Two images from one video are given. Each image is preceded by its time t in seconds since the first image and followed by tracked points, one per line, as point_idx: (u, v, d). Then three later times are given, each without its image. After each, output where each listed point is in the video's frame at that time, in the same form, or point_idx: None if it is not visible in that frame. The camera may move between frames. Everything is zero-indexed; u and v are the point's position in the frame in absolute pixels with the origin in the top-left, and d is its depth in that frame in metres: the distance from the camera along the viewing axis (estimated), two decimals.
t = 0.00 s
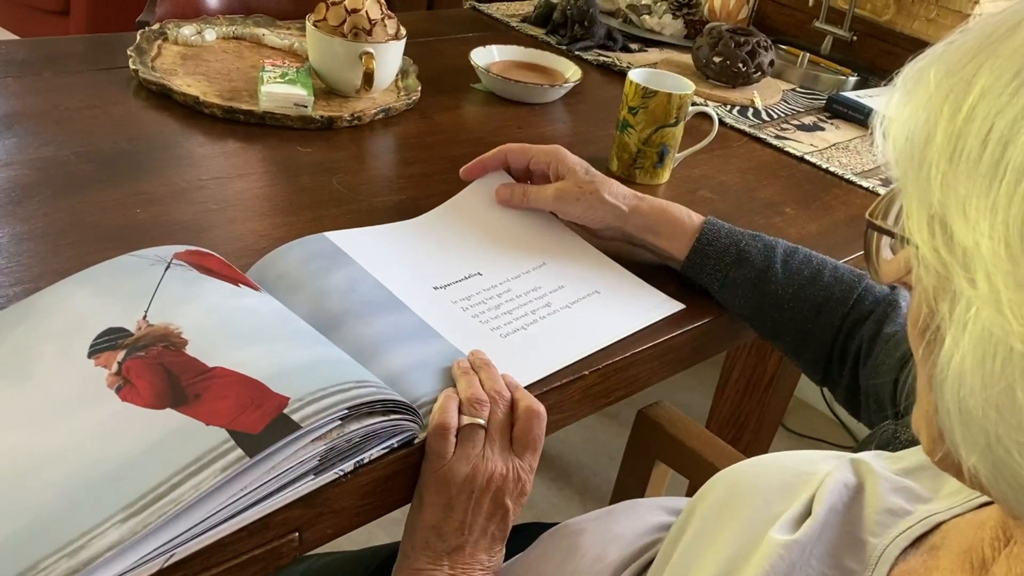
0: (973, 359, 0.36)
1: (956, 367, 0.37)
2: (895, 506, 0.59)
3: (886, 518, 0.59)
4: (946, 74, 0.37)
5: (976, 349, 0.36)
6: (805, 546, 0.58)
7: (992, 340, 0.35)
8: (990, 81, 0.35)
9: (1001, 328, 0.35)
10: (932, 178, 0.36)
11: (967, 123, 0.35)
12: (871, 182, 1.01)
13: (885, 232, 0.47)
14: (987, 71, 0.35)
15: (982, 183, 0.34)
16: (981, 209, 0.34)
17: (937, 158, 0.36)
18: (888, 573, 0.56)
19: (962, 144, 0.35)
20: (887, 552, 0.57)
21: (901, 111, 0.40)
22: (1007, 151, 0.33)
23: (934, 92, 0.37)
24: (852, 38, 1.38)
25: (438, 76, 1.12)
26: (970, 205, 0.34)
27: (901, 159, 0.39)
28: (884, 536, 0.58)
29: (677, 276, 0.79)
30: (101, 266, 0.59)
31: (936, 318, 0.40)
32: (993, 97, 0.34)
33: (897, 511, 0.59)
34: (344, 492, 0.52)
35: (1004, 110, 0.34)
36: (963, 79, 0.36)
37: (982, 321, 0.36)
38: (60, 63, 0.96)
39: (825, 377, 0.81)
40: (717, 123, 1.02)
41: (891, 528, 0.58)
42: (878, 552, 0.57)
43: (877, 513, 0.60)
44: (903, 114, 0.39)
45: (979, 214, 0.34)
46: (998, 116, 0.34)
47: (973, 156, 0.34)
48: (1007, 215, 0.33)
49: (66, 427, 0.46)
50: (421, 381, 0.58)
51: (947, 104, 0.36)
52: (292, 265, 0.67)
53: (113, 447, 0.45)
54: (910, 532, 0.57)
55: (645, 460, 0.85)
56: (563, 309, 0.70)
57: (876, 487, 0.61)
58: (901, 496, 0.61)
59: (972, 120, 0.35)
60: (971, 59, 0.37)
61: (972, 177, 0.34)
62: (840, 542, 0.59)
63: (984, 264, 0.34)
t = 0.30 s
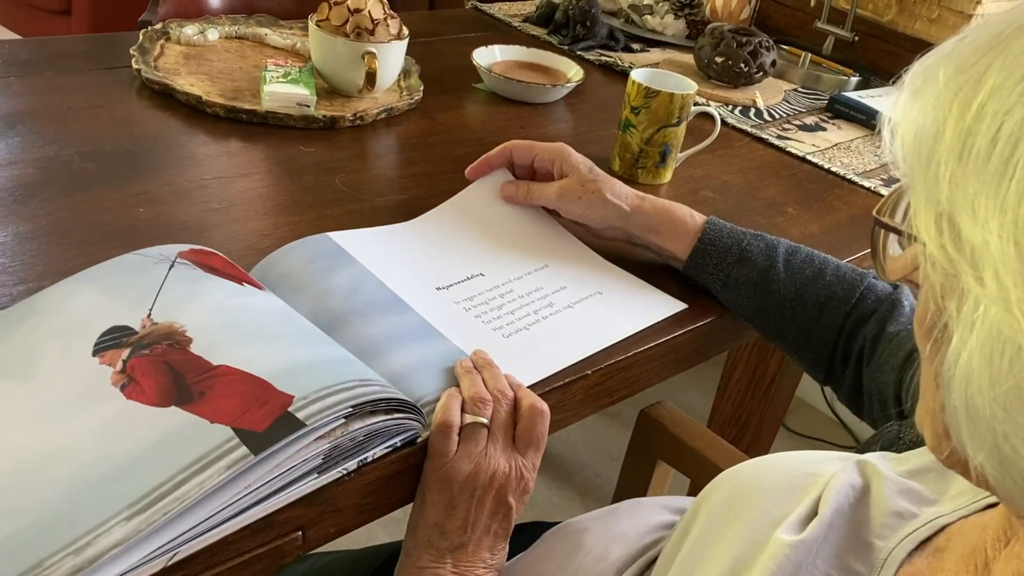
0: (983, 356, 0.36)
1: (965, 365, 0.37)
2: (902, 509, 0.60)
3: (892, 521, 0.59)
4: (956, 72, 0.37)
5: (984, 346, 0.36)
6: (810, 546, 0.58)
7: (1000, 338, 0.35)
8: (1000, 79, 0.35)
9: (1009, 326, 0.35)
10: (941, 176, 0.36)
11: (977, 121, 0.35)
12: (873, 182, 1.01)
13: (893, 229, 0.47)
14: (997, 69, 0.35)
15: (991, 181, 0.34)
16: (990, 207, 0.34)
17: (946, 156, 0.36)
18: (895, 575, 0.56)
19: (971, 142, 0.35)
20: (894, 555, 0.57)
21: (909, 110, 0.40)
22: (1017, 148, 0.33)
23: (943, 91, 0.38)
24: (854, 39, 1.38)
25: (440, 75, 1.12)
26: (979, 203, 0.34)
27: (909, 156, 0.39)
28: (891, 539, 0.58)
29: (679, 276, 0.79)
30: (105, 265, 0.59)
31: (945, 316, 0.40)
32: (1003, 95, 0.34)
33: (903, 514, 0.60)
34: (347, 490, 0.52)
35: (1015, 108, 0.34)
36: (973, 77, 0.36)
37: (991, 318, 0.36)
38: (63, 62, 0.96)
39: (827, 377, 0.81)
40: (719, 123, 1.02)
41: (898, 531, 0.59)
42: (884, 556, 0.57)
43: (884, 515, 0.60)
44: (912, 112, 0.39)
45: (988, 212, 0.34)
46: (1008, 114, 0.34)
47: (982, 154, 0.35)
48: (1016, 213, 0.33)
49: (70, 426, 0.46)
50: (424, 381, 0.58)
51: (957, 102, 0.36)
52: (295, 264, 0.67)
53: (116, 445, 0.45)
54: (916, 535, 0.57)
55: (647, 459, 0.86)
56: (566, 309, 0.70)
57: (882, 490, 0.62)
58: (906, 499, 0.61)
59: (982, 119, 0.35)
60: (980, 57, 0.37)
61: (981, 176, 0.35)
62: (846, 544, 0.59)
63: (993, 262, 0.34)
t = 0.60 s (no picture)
0: (980, 363, 0.36)
1: (962, 371, 0.37)
2: (901, 511, 0.60)
3: (892, 523, 0.60)
4: (943, 75, 0.38)
5: (981, 352, 0.36)
6: (810, 547, 0.58)
7: (997, 343, 0.35)
8: (989, 82, 0.35)
9: (1007, 331, 0.35)
10: (933, 180, 0.36)
11: (968, 125, 0.35)
12: (873, 182, 1.01)
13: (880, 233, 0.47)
14: (985, 72, 0.35)
15: (985, 184, 0.34)
16: (984, 211, 0.34)
17: (937, 160, 0.36)
18: None
19: (963, 146, 0.35)
20: (892, 557, 0.57)
21: (897, 114, 0.40)
22: (1009, 152, 0.33)
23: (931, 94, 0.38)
24: (854, 38, 1.38)
25: (441, 75, 1.12)
26: (973, 207, 0.34)
27: (899, 160, 0.39)
28: (890, 541, 0.58)
29: (678, 276, 0.79)
30: (106, 263, 0.59)
31: (938, 321, 0.40)
32: (992, 99, 0.35)
33: (903, 516, 0.60)
34: (348, 489, 0.52)
35: (1005, 112, 0.34)
36: (961, 80, 0.36)
37: (988, 323, 0.36)
38: (63, 61, 0.96)
39: (827, 376, 0.81)
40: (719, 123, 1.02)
41: (897, 533, 0.59)
42: (884, 556, 0.57)
43: (883, 517, 0.60)
44: (900, 115, 0.39)
45: (982, 216, 0.34)
46: (999, 118, 0.34)
47: (975, 157, 0.35)
48: (1012, 217, 0.33)
49: (71, 424, 0.46)
50: (423, 379, 0.58)
51: (945, 106, 0.36)
52: (296, 262, 0.67)
53: (118, 443, 0.45)
54: (915, 536, 0.57)
55: (647, 459, 0.86)
56: (566, 306, 0.70)
57: (882, 491, 0.62)
58: (907, 501, 0.61)
59: (972, 122, 0.35)
60: (968, 60, 0.37)
61: (975, 179, 0.34)
62: (846, 545, 0.59)
63: (989, 266, 0.34)
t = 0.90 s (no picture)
0: (977, 361, 0.36)
1: (961, 370, 0.38)
2: (904, 512, 0.60)
3: (896, 523, 0.59)
4: (946, 75, 0.37)
5: (979, 351, 0.36)
6: (814, 546, 0.58)
7: (994, 341, 0.35)
8: (990, 82, 0.35)
9: (1005, 330, 0.35)
10: (933, 180, 0.36)
11: (968, 125, 0.35)
12: (876, 181, 1.01)
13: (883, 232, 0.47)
14: (987, 72, 0.35)
15: (984, 183, 0.34)
16: (984, 211, 0.34)
17: (938, 160, 0.36)
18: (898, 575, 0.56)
19: (963, 145, 0.35)
20: (898, 557, 0.57)
21: (901, 113, 0.40)
22: (1009, 151, 0.33)
23: (935, 93, 0.38)
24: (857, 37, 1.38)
25: (444, 73, 1.12)
26: (972, 207, 0.34)
27: (903, 159, 0.39)
28: (893, 540, 0.58)
29: (681, 275, 0.79)
30: (109, 262, 0.59)
31: (938, 320, 0.40)
32: (994, 99, 0.34)
33: (906, 517, 0.59)
34: (351, 487, 0.52)
35: (1004, 111, 0.34)
36: (963, 80, 0.36)
37: (988, 323, 0.36)
38: (66, 59, 0.96)
39: (830, 375, 0.81)
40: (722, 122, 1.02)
41: (902, 532, 0.58)
42: (887, 556, 0.57)
43: (887, 517, 0.60)
44: (903, 115, 0.39)
45: (981, 215, 0.34)
46: (998, 118, 0.34)
47: (975, 157, 0.34)
48: (1011, 217, 0.33)
49: (74, 422, 0.46)
50: (426, 378, 0.58)
51: (948, 106, 0.36)
52: (298, 261, 0.67)
53: (121, 441, 0.45)
54: (919, 537, 0.57)
55: (649, 458, 0.86)
56: (569, 305, 0.70)
57: (885, 490, 0.61)
58: (909, 501, 0.61)
59: (973, 122, 0.35)
60: (971, 59, 0.37)
61: (974, 179, 0.34)
62: (850, 545, 0.59)
63: (987, 266, 0.34)
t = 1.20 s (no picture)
0: (995, 354, 0.36)
1: (976, 363, 0.37)
2: (911, 508, 0.60)
3: (903, 519, 0.59)
4: (958, 66, 0.37)
5: (996, 343, 0.36)
6: (820, 543, 0.57)
7: (1011, 333, 0.35)
8: (1003, 73, 0.35)
9: (1022, 321, 0.35)
10: (947, 172, 0.36)
11: (982, 116, 0.35)
12: (879, 179, 1.01)
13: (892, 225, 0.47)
14: (1001, 63, 0.35)
15: (1000, 174, 0.34)
16: (1000, 201, 0.34)
17: (951, 153, 0.36)
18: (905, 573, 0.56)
19: (977, 137, 0.35)
20: (905, 552, 0.57)
21: (911, 106, 0.39)
22: None
23: (947, 86, 0.37)
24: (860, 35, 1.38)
25: (446, 70, 1.12)
26: (988, 198, 0.34)
27: (913, 152, 0.38)
28: (899, 536, 0.58)
29: (684, 272, 0.79)
30: (112, 256, 0.59)
31: (952, 313, 0.39)
32: (1007, 90, 0.34)
33: (914, 513, 0.59)
34: (355, 483, 0.52)
35: (1019, 103, 0.34)
36: (974, 73, 0.36)
37: (1005, 315, 0.35)
38: (68, 55, 0.96)
39: (834, 372, 0.81)
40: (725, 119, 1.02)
41: (909, 528, 0.58)
42: (895, 552, 0.57)
43: (894, 514, 0.60)
44: (913, 109, 0.39)
45: (997, 207, 0.34)
46: (1013, 109, 0.34)
47: (990, 148, 0.34)
48: None
49: (76, 417, 0.46)
50: (430, 374, 0.58)
51: (960, 98, 0.36)
52: (301, 257, 0.67)
53: (124, 436, 0.45)
54: (927, 533, 0.57)
55: (652, 455, 0.85)
56: (572, 302, 0.69)
57: (892, 488, 0.61)
58: (916, 498, 0.61)
59: (987, 113, 0.35)
60: (983, 50, 0.36)
61: (989, 170, 0.34)
62: (857, 541, 0.59)
63: (1003, 256, 0.34)
